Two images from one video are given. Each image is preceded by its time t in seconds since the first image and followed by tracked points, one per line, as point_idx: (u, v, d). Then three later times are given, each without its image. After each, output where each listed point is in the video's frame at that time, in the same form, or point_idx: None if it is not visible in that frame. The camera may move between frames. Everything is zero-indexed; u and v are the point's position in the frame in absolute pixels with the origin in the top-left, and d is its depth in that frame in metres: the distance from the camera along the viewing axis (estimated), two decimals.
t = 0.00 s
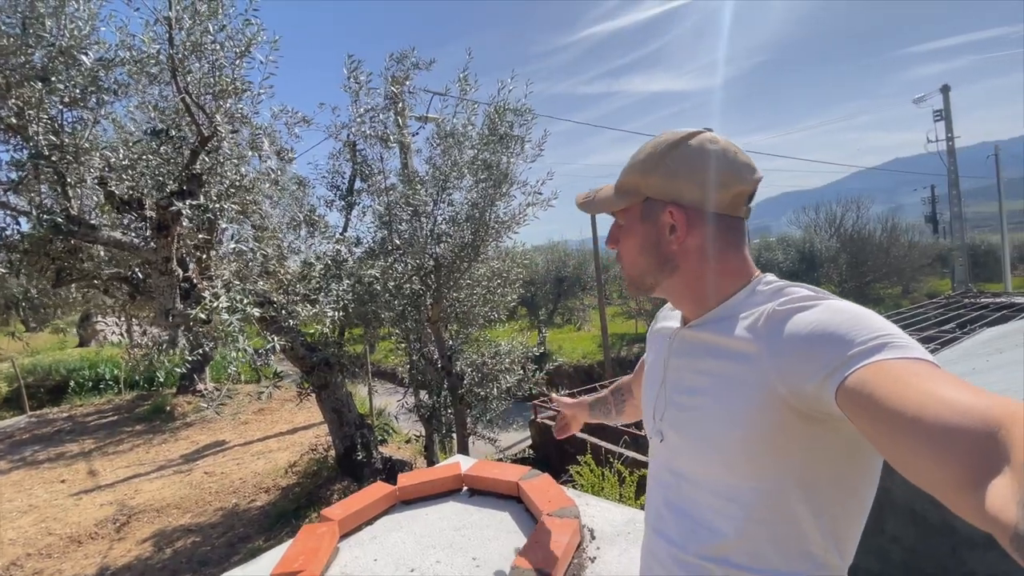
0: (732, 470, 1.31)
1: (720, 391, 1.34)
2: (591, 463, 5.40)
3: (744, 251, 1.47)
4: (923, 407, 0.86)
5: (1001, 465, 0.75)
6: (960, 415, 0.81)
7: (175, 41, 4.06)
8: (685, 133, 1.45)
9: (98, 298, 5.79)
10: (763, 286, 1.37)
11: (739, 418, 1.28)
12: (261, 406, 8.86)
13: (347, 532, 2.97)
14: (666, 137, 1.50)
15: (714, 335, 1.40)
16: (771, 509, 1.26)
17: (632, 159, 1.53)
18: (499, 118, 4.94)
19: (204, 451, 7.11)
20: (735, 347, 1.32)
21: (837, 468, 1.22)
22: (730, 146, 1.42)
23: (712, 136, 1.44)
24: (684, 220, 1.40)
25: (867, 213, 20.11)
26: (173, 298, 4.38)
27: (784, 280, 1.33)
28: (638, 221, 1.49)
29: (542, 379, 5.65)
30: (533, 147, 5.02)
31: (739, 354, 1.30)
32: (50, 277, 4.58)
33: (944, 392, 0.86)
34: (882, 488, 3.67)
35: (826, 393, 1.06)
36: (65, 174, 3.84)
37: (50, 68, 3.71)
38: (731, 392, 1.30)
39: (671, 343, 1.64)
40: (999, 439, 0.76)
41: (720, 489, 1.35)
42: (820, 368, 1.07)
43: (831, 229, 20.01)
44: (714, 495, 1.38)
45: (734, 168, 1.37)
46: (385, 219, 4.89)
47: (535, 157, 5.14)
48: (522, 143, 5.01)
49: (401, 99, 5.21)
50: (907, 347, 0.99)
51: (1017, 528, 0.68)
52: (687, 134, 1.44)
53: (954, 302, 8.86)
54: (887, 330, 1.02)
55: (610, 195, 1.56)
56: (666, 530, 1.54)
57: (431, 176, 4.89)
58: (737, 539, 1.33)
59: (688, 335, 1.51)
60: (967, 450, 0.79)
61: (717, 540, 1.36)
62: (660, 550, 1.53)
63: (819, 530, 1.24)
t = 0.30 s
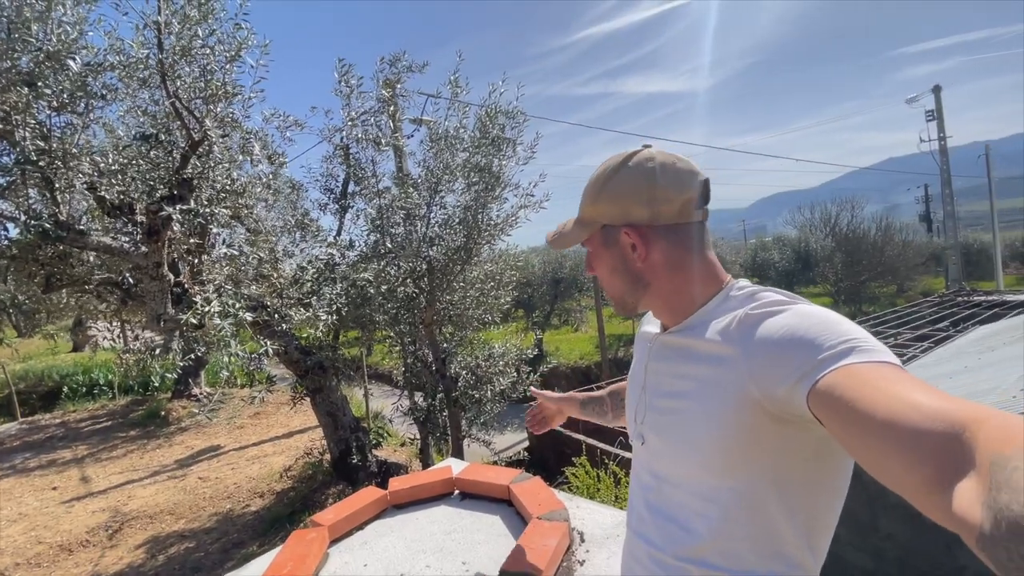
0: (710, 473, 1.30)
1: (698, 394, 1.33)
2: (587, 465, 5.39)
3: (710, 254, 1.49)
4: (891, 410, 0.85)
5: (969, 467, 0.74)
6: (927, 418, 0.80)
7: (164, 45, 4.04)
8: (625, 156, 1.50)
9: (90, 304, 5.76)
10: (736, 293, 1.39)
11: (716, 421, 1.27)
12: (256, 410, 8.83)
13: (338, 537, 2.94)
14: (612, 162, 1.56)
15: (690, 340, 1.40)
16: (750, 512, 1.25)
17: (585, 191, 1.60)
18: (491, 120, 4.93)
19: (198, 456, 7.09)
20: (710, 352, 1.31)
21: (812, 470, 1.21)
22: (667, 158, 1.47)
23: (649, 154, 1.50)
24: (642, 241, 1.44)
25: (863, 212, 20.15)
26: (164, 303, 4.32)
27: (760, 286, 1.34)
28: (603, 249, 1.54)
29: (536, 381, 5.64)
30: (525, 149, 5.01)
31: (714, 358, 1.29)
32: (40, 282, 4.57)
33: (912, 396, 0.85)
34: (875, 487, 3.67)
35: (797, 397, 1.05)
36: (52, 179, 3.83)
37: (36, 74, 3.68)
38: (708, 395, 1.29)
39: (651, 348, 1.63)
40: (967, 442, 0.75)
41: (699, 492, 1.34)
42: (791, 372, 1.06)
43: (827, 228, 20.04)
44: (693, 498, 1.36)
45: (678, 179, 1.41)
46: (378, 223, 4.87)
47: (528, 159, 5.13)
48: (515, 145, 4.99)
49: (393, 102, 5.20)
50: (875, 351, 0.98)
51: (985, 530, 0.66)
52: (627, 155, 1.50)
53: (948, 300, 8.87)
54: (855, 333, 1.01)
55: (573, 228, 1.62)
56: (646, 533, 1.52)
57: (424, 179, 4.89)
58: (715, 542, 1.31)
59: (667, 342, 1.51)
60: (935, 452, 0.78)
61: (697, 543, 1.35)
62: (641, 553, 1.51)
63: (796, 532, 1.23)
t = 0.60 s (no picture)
0: (710, 470, 1.31)
1: (696, 393, 1.33)
2: (586, 465, 5.39)
3: (706, 255, 1.50)
4: (885, 404, 0.85)
5: (961, 459, 0.74)
6: (921, 412, 0.81)
7: (162, 45, 4.01)
8: (619, 157, 1.51)
9: (86, 304, 5.73)
10: (732, 291, 1.40)
11: (713, 419, 1.27)
12: (253, 411, 8.81)
13: (338, 539, 2.93)
14: (608, 164, 1.58)
15: (688, 339, 1.40)
16: (748, 509, 1.25)
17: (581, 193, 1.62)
18: (489, 121, 4.93)
19: (195, 458, 7.06)
20: (708, 350, 1.32)
21: (810, 466, 1.22)
22: (662, 160, 1.48)
23: (645, 156, 1.51)
24: (637, 242, 1.46)
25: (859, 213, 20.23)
26: (162, 304, 4.33)
27: (755, 284, 1.35)
28: (599, 250, 1.56)
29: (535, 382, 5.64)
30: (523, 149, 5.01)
31: (711, 356, 1.30)
32: (35, 283, 4.55)
33: (905, 390, 0.86)
34: (873, 487, 3.68)
35: (793, 393, 1.05)
36: (49, 180, 3.81)
37: (32, 74, 3.66)
38: (705, 393, 1.30)
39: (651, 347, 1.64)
40: (959, 434, 0.76)
41: (698, 490, 1.35)
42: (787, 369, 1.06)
43: (824, 228, 20.10)
44: (693, 496, 1.37)
45: (672, 181, 1.42)
46: (376, 223, 4.87)
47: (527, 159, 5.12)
48: (513, 146, 4.99)
49: (391, 103, 5.19)
50: (870, 346, 0.98)
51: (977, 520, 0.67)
52: (621, 157, 1.51)
53: (943, 300, 8.91)
54: (850, 329, 1.02)
55: (570, 229, 1.64)
56: (648, 531, 1.53)
57: (422, 180, 4.89)
58: (716, 539, 1.32)
59: (666, 341, 1.51)
60: (932, 446, 0.78)
61: (698, 541, 1.36)
62: (644, 551, 1.52)
63: (796, 528, 1.24)
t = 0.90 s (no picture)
0: (723, 471, 1.32)
1: (707, 394, 1.34)
2: (585, 465, 5.40)
3: (720, 256, 1.49)
4: (896, 404, 0.86)
5: (974, 461, 0.75)
6: (932, 412, 0.82)
7: (162, 41, 3.97)
8: (630, 162, 1.53)
9: (83, 303, 5.68)
10: (747, 292, 1.39)
11: (725, 421, 1.28)
12: (250, 411, 8.76)
13: (344, 540, 2.92)
14: (620, 169, 1.59)
15: (700, 341, 1.41)
16: (763, 510, 1.26)
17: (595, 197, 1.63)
18: (492, 120, 4.93)
19: (192, 457, 7.02)
20: (719, 351, 1.32)
21: (824, 467, 1.22)
22: (673, 163, 1.48)
23: (656, 160, 1.52)
24: (648, 244, 1.46)
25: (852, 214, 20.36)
26: (162, 303, 4.25)
27: (768, 284, 1.34)
28: (612, 253, 1.57)
29: (535, 381, 5.65)
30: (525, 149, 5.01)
31: (723, 357, 1.31)
32: (32, 281, 4.53)
33: (916, 389, 0.87)
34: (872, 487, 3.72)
35: (803, 393, 1.06)
36: (48, 178, 3.78)
37: (31, 70, 3.61)
38: (717, 394, 1.31)
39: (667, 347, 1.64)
40: (971, 435, 0.77)
41: (713, 491, 1.36)
42: (797, 369, 1.07)
43: (818, 229, 20.25)
44: (708, 497, 1.38)
45: (682, 183, 1.43)
46: (377, 222, 4.85)
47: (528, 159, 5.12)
48: (515, 145, 4.99)
49: (393, 102, 5.18)
50: (880, 345, 0.99)
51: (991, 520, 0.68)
52: (633, 161, 1.53)
53: (938, 301, 8.98)
54: (861, 329, 1.02)
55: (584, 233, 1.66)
56: (667, 531, 1.54)
57: (423, 179, 4.88)
58: (733, 538, 1.33)
59: (681, 341, 1.51)
60: (944, 446, 0.79)
61: (715, 541, 1.37)
62: (663, 550, 1.53)
63: (812, 528, 1.24)
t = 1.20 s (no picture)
0: (742, 470, 1.30)
1: (726, 391, 1.33)
2: (585, 463, 5.41)
3: (744, 254, 1.48)
4: (920, 403, 0.84)
5: (999, 463, 0.73)
6: (957, 412, 0.80)
7: (163, 34, 3.92)
8: (653, 161, 1.53)
9: (80, 298, 5.63)
10: (770, 288, 1.36)
11: (744, 418, 1.27)
12: (247, 407, 8.73)
13: (351, 540, 2.92)
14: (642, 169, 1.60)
15: (721, 338, 1.39)
16: (785, 509, 1.25)
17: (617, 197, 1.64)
18: (495, 117, 4.91)
19: (189, 454, 6.97)
20: (739, 348, 1.31)
21: (848, 467, 1.20)
22: (696, 161, 1.48)
23: (677, 158, 1.52)
24: (671, 242, 1.46)
25: (846, 213, 20.50)
26: (161, 300, 4.21)
27: (792, 281, 1.31)
28: (635, 250, 1.57)
29: (536, 379, 5.65)
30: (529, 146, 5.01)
31: (743, 354, 1.29)
32: (31, 277, 4.46)
33: (942, 389, 0.85)
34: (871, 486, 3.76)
35: (824, 392, 1.04)
36: (47, 173, 3.75)
37: (32, 62, 3.57)
38: (735, 392, 1.29)
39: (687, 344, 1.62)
40: (997, 436, 0.75)
41: (733, 489, 1.34)
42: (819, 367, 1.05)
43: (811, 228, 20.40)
44: (728, 494, 1.37)
45: (706, 181, 1.43)
46: (379, 219, 4.82)
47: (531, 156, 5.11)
48: (518, 142, 4.98)
49: (395, 98, 5.14)
50: (906, 343, 0.96)
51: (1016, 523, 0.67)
52: (655, 160, 1.53)
53: (932, 301, 9.08)
54: (885, 326, 1.00)
55: (607, 232, 1.66)
56: (688, 528, 1.54)
57: (424, 176, 4.84)
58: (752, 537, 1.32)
59: (702, 338, 1.50)
60: (969, 448, 0.77)
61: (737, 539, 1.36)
62: (685, 547, 1.53)
63: (834, 530, 1.22)
